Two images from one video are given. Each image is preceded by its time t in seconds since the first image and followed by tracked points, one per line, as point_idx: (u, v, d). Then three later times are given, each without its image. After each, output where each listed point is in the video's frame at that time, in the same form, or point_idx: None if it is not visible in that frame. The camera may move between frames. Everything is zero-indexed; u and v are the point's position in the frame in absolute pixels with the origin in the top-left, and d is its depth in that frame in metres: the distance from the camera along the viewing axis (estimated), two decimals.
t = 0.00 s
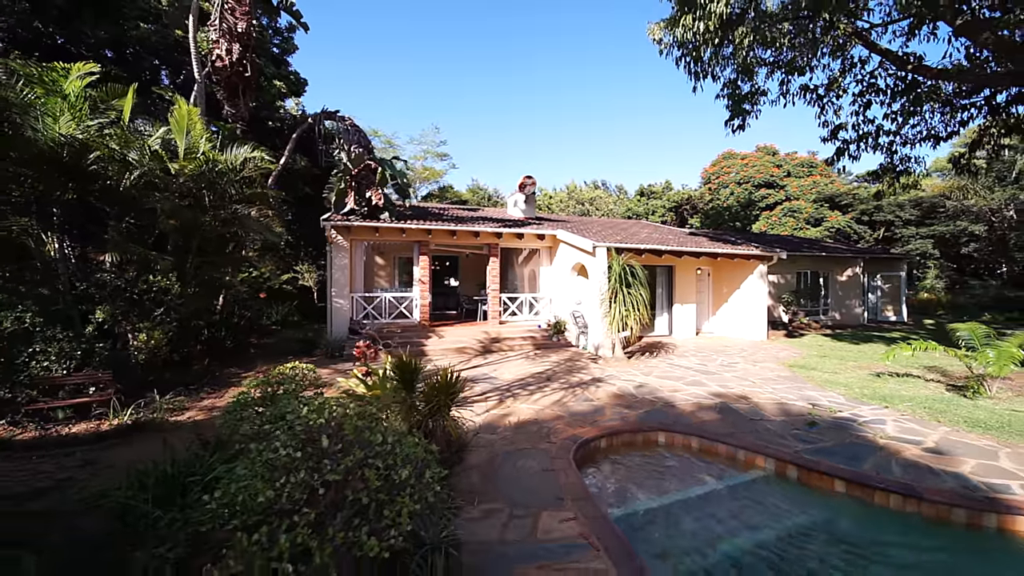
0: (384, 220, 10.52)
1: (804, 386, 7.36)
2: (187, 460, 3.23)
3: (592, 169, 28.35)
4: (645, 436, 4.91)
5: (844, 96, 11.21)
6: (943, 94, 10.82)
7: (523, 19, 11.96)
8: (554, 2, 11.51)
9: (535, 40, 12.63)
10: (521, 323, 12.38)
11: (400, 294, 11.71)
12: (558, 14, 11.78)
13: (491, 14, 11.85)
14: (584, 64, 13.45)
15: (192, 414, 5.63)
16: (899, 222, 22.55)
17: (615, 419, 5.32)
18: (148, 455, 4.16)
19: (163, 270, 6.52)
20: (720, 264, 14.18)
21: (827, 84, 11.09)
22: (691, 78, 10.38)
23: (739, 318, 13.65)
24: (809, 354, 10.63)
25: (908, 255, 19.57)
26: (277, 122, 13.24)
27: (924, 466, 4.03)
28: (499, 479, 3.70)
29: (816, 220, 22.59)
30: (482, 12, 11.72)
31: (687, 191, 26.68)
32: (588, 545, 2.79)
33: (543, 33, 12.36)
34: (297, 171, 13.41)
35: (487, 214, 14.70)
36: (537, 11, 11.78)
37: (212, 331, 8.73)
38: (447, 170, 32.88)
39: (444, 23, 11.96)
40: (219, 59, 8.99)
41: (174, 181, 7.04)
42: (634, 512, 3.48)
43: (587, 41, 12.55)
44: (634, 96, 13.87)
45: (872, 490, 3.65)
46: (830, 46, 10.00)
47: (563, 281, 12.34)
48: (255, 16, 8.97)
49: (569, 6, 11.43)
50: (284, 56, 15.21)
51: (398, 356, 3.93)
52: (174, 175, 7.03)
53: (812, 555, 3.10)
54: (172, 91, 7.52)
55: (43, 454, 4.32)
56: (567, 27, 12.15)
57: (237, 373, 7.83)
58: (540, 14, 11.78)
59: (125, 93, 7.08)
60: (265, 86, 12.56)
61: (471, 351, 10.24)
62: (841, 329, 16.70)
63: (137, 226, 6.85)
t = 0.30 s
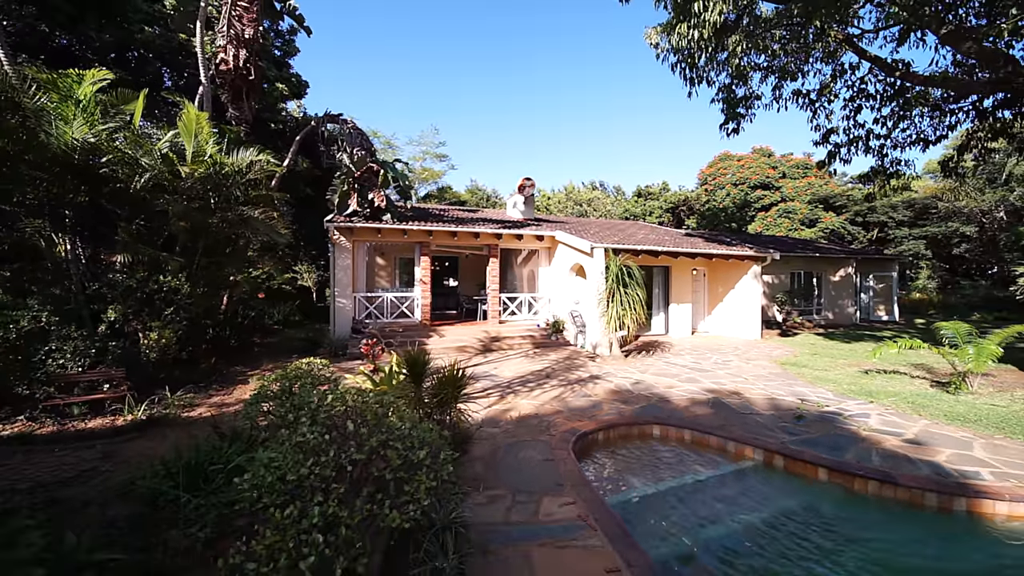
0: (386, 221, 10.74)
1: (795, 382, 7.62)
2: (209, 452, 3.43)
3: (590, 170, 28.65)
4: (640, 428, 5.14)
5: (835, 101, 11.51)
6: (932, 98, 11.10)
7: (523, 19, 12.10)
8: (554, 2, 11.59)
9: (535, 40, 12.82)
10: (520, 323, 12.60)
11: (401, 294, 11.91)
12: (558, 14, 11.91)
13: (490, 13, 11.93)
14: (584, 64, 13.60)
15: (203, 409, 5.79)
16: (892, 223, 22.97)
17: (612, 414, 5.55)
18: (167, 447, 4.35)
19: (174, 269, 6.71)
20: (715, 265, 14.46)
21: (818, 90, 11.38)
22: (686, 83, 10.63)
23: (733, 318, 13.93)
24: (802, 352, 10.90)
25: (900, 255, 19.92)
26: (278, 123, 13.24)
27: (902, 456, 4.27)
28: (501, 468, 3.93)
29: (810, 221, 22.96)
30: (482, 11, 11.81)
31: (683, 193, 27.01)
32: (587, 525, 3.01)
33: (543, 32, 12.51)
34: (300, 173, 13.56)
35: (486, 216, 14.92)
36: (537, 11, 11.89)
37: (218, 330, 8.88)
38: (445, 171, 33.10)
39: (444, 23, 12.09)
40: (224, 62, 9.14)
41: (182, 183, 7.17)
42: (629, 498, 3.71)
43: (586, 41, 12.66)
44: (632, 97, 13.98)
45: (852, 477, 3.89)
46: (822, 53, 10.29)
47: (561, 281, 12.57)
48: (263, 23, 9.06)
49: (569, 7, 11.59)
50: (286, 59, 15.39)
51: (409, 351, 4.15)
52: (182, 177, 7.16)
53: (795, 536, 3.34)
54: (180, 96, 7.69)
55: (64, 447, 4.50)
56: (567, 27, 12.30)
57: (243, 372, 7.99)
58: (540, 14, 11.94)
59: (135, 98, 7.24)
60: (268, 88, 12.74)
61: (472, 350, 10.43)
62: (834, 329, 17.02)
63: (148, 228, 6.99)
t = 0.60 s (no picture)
0: (388, 222, 10.95)
1: (786, 379, 7.88)
2: (229, 445, 3.62)
3: (588, 171, 28.88)
4: (635, 423, 5.37)
5: (828, 104, 11.78)
6: (922, 103, 11.37)
7: (523, 20, 12.21)
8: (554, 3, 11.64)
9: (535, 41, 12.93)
10: (520, 322, 12.83)
11: (403, 294, 12.11)
12: (558, 14, 11.95)
13: (490, 11, 11.87)
14: (583, 64, 13.72)
15: (212, 406, 5.96)
16: (886, 224, 23.33)
17: (609, 409, 5.78)
18: (183, 440, 4.55)
19: (184, 270, 6.95)
20: (711, 265, 14.74)
21: (812, 94, 11.67)
22: (682, 87, 10.85)
23: (729, 317, 14.20)
24: (795, 351, 11.18)
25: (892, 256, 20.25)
26: (281, 125, 13.40)
27: (883, 447, 4.52)
28: (504, 459, 4.14)
29: (806, 222, 23.29)
30: (481, 9, 11.79)
31: (680, 194, 27.31)
32: (584, 509, 3.24)
33: (543, 33, 12.64)
34: (302, 175, 13.74)
35: (486, 216, 15.11)
36: (537, 11, 11.98)
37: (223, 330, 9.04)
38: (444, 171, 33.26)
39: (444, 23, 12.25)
40: (228, 65, 9.16)
41: (190, 186, 7.35)
42: (624, 486, 3.93)
43: (585, 41, 12.69)
44: (631, 97, 14.07)
45: (834, 466, 4.14)
46: (814, 58, 10.55)
47: (559, 281, 12.82)
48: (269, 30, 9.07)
49: (568, 7, 11.67)
50: (288, 61, 15.55)
51: (416, 348, 4.40)
52: (190, 180, 7.32)
53: (780, 520, 3.56)
54: (187, 100, 7.84)
55: (84, 440, 4.66)
56: (566, 27, 12.40)
57: (249, 370, 8.16)
58: (539, 14, 12.07)
59: (143, 102, 7.39)
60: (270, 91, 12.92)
61: (472, 349, 10.63)
62: (827, 328, 17.32)
63: (157, 229, 7.15)
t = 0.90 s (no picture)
0: (390, 223, 11.12)
1: (779, 376, 8.12)
2: (247, 438, 3.80)
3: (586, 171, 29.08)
4: (633, 418, 5.59)
5: (820, 108, 12.05)
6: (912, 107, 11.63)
7: (521, 20, 12.33)
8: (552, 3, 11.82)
9: (534, 40, 13.00)
10: (519, 322, 13.04)
11: (404, 293, 12.30)
12: (555, 14, 12.08)
13: (491, 15, 12.23)
14: (582, 64, 13.76)
15: (222, 403, 6.13)
16: (880, 224, 23.64)
17: (608, 405, 6.00)
18: (199, 435, 4.74)
19: (194, 270, 7.11)
20: (707, 265, 15.00)
21: (804, 98, 11.93)
22: (677, 92, 11.07)
23: (724, 316, 14.45)
24: (789, 349, 11.43)
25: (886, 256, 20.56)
26: (284, 127, 13.56)
27: (867, 439, 4.76)
28: (508, 451, 4.36)
29: (801, 222, 23.62)
30: (482, 13, 12.12)
31: (677, 194, 27.57)
32: (585, 495, 3.46)
33: (541, 33, 12.73)
34: (305, 176, 13.90)
35: (486, 217, 15.30)
36: (535, 11, 12.11)
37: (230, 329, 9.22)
38: (443, 172, 33.43)
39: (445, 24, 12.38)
40: (233, 69, 9.23)
41: (199, 189, 7.49)
42: (623, 476, 4.14)
43: (585, 41, 12.84)
44: (630, 97, 14.17)
45: (820, 457, 4.37)
46: (806, 64, 10.80)
47: (558, 281, 13.02)
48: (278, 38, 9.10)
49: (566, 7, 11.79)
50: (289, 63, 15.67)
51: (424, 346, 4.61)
52: (198, 183, 7.47)
53: (768, 505, 3.79)
54: (195, 104, 7.98)
55: (102, 434, 4.84)
56: (565, 27, 12.52)
57: (255, 369, 8.33)
58: (538, 14, 12.19)
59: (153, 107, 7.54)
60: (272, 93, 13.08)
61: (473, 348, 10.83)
62: (821, 327, 17.61)
63: (166, 231, 7.30)
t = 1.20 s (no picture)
0: (392, 224, 11.30)
1: (772, 373, 8.37)
2: (263, 430, 3.98)
3: (585, 172, 29.34)
4: (630, 413, 5.81)
5: (813, 112, 12.34)
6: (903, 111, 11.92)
7: (520, 19, 12.48)
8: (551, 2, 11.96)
9: (534, 39, 13.11)
10: (519, 321, 13.24)
11: (405, 293, 12.50)
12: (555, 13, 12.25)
13: (490, 13, 12.32)
14: (582, 65, 13.80)
15: (232, 399, 6.29)
16: (875, 225, 23.99)
17: (606, 400, 6.22)
18: (214, 429, 4.94)
19: (203, 271, 7.31)
20: (703, 265, 15.26)
21: (798, 102, 12.19)
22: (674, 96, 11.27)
23: (720, 316, 14.72)
24: (783, 347, 11.68)
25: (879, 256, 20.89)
26: (286, 129, 13.72)
27: (853, 431, 5.00)
28: (512, 442, 4.58)
29: (796, 223, 23.94)
30: (482, 11, 12.19)
31: (674, 195, 27.88)
32: (584, 483, 3.67)
33: (541, 33, 12.85)
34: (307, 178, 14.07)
35: (486, 218, 15.50)
36: (535, 12, 12.30)
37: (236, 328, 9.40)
38: (442, 172, 33.59)
39: (445, 23, 12.36)
40: (238, 72, 9.40)
41: (207, 191, 7.66)
42: (620, 465, 4.36)
43: (585, 41, 12.87)
44: (630, 97, 14.26)
45: (808, 448, 4.61)
46: (799, 69, 11.07)
47: (558, 281, 13.22)
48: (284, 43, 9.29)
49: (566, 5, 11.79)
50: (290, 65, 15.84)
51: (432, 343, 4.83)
52: (205, 186, 7.65)
53: (757, 491, 4.02)
54: (202, 108, 8.16)
55: (119, 429, 5.01)
56: (565, 28, 12.57)
57: (262, 367, 8.48)
58: (537, 14, 12.33)
59: (162, 110, 7.72)
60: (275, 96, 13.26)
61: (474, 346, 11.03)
62: (815, 326, 17.92)
63: (175, 232, 7.48)
